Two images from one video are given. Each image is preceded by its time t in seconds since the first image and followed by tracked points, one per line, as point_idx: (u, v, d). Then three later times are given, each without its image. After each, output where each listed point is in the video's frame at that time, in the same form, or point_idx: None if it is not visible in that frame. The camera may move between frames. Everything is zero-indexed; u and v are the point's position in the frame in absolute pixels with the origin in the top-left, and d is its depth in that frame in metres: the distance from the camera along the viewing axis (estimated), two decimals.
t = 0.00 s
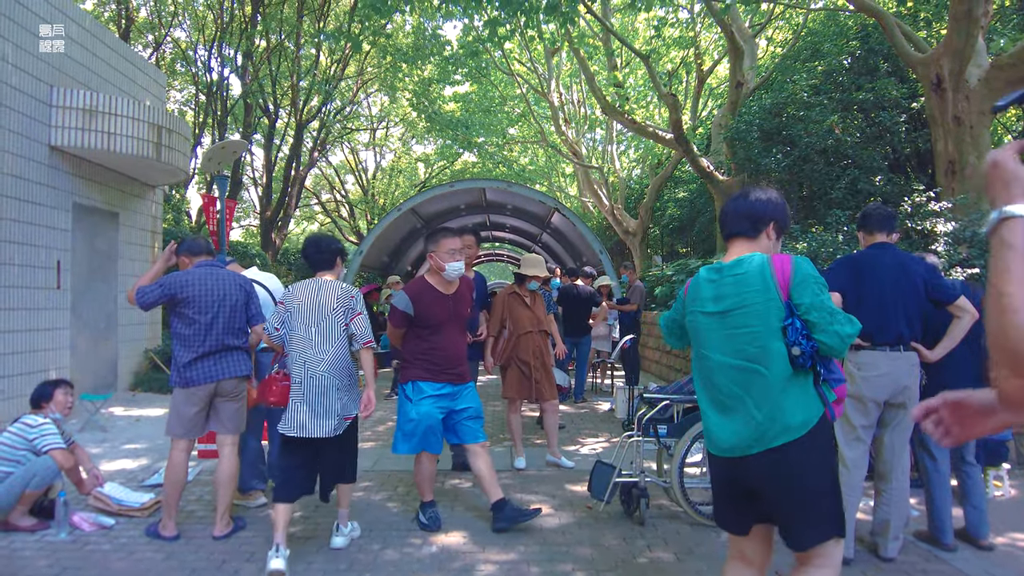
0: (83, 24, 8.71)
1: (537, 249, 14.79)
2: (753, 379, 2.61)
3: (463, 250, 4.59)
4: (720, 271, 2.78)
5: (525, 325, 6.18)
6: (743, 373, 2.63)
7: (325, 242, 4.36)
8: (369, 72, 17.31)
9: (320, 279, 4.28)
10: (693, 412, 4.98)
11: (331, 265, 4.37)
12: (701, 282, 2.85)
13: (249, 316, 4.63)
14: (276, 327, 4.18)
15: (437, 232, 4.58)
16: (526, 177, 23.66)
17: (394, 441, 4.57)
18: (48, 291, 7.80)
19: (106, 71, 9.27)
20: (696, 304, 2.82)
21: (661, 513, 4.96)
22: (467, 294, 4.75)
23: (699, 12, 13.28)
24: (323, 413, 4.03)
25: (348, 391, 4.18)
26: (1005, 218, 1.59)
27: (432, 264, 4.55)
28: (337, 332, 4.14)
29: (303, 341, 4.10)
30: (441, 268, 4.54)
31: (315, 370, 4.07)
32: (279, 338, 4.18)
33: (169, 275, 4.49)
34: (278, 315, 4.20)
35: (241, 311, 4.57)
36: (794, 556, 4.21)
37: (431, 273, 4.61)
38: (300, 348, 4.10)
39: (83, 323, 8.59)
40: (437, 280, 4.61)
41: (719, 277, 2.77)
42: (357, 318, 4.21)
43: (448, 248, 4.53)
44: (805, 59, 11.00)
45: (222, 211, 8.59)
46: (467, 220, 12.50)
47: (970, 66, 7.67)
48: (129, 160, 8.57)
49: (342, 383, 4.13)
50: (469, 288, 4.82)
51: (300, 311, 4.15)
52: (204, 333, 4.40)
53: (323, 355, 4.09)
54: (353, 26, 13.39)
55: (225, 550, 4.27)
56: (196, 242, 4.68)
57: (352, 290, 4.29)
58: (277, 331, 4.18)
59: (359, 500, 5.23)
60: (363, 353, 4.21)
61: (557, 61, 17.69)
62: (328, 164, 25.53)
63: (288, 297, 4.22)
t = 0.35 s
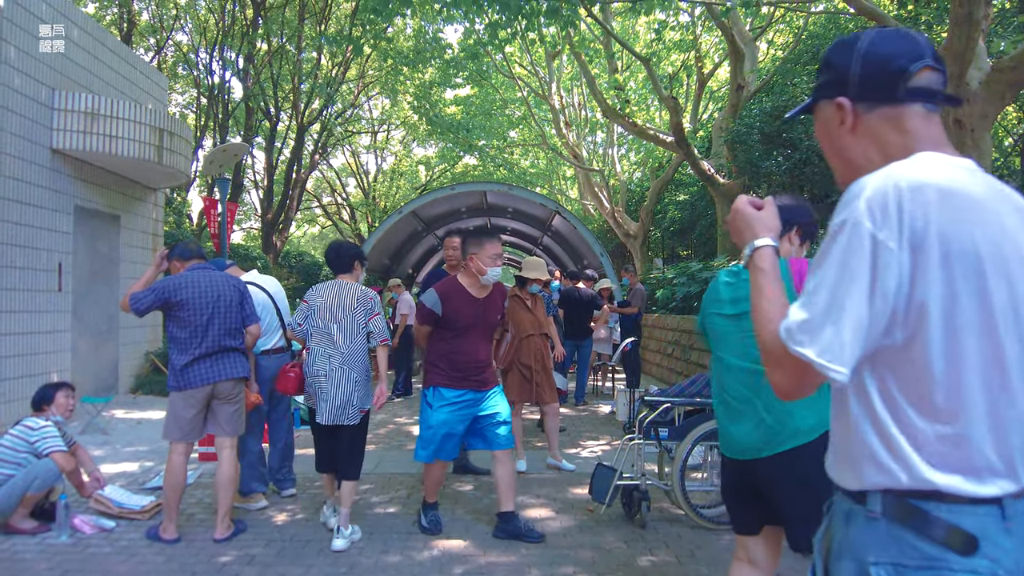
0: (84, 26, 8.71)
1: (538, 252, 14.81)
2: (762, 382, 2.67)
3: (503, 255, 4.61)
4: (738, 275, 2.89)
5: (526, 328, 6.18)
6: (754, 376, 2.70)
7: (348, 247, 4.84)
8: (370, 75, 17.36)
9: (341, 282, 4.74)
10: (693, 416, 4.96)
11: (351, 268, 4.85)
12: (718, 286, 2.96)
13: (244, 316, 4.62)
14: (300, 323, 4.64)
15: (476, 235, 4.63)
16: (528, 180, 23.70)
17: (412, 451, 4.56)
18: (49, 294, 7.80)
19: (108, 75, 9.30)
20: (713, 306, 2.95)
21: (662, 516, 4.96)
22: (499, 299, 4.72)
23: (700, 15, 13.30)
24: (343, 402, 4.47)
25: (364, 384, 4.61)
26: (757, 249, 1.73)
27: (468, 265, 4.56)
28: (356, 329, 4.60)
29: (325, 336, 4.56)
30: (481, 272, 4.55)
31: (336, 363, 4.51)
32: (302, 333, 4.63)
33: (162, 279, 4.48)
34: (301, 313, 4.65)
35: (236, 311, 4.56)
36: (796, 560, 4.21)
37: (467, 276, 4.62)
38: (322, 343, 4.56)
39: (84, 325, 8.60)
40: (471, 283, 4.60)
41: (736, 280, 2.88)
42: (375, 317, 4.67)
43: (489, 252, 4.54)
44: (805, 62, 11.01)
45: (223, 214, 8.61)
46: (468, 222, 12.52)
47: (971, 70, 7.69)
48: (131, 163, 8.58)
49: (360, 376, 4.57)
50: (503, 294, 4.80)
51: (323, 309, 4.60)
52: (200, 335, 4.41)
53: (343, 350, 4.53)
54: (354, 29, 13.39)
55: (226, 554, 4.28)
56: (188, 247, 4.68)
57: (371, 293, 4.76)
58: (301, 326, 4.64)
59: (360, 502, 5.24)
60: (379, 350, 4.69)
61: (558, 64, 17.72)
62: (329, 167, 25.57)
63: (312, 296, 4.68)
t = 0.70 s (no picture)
0: (86, 29, 8.74)
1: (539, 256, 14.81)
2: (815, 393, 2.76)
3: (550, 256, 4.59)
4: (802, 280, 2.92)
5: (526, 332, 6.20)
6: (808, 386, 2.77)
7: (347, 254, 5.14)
8: (371, 78, 17.40)
9: (340, 286, 5.08)
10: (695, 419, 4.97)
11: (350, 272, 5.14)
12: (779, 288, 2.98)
13: (239, 318, 4.64)
14: (306, 328, 5.02)
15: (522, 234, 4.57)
16: (529, 183, 23.73)
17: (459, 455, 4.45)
18: (50, 296, 7.81)
19: (110, 78, 9.32)
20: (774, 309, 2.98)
21: (664, 519, 4.96)
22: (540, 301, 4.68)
23: (701, 18, 13.34)
24: (352, 397, 4.90)
25: (372, 378, 5.00)
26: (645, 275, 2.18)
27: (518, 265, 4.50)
28: (358, 331, 4.97)
29: (330, 339, 4.94)
30: (532, 272, 4.50)
31: (341, 362, 4.90)
32: (309, 338, 5.01)
33: (157, 283, 4.48)
34: (307, 319, 5.03)
35: (232, 313, 4.58)
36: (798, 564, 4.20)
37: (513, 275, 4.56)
38: (328, 345, 4.94)
39: (85, 328, 8.60)
40: (518, 282, 4.56)
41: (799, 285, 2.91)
42: (374, 317, 5.03)
43: (540, 253, 4.49)
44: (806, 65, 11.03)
45: (224, 217, 8.62)
46: (469, 226, 12.54)
47: (971, 73, 7.72)
48: (134, 167, 8.60)
49: (366, 373, 4.96)
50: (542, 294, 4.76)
51: (325, 314, 4.97)
52: (196, 337, 4.42)
53: (348, 350, 4.92)
54: (355, 32, 13.41)
55: (228, 557, 4.28)
56: (183, 251, 4.68)
57: (368, 294, 5.09)
58: (308, 332, 5.02)
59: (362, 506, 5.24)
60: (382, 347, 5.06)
61: (559, 67, 17.77)
62: (330, 171, 25.59)
63: (315, 302, 5.04)
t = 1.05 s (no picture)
0: (88, 31, 8.76)
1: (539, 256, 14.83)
2: (876, 399, 2.66)
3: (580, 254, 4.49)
4: (870, 278, 2.81)
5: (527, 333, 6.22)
6: (868, 390, 2.69)
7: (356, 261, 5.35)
8: (373, 78, 17.43)
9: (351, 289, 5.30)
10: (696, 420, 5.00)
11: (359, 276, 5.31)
12: (850, 285, 2.89)
13: (240, 319, 4.66)
14: (319, 328, 5.20)
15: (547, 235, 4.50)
16: (530, 183, 23.74)
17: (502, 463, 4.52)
18: (52, 297, 7.83)
19: (112, 79, 9.34)
20: (841, 308, 2.88)
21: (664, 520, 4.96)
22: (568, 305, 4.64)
23: (702, 19, 13.35)
24: (364, 392, 5.10)
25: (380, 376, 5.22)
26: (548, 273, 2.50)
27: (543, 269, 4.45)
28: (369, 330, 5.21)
29: (342, 337, 5.15)
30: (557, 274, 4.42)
31: (354, 359, 5.10)
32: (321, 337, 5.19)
33: (158, 284, 4.49)
34: (319, 318, 5.21)
35: (233, 314, 4.60)
36: (798, 564, 4.21)
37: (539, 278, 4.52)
38: (339, 342, 5.13)
39: (86, 328, 8.60)
40: (545, 284, 4.49)
41: (866, 284, 2.80)
42: (382, 318, 5.29)
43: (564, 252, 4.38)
44: (807, 65, 11.03)
45: (225, 217, 8.64)
46: (470, 226, 12.56)
47: (972, 73, 7.73)
48: (136, 167, 8.62)
49: (376, 369, 5.18)
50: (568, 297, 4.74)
51: (338, 314, 5.17)
52: (197, 337, 4.43)
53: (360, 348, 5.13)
54: (355, 33, 13.42)
55: (230, 557, 4.29)
56: (184, 252, 4.69)
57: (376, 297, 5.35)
58: (319, 331, 5.20)
59: (362, 506, 5.25)
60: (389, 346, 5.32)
61: (560, 67, 17.79)
62: (332, 171, 25.63)
63: (326, 303, 5.24)
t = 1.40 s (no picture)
0: (88, 30, 8.74)
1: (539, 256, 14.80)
2: (927, 405, 2.65)
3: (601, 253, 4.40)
4: (919, 288, 2.81)
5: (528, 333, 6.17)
6: (920, 398, 2.67)
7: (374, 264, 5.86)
8: (373, 77, 17.41)
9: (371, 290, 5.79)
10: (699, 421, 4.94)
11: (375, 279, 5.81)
12: (901, 295, 2.91)
13: (239, 319, 4.64)
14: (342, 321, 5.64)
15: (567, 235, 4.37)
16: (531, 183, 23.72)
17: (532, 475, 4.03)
18: (52, 297, 7.81)
19: (112, 79, 9.32)
20: (894, 317, 2.90)
21: (667, 522, 4.93)
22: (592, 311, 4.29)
23: (703, 18, 13.32)
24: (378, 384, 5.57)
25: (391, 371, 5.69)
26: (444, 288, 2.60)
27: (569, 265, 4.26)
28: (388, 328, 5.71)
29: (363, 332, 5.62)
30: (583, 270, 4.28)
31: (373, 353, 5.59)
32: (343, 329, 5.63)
33: (157, 284, 4.44)
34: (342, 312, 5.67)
35: (233, 315, 4.58)
36: (802, 566, 4.17)
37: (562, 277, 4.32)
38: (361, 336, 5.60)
39: (86, 328, 8.58)
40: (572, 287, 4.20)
41: (915, 293, 2.81)
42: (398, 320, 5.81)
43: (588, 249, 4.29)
44: (809, 64, 10.97)
45: (226, 217, 8.60)
46: (471, 226, 12.54)
47: (975, 73, 7.71)
48: (136, 168, 8.59)
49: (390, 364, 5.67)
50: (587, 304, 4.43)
51: (362, 310, 5.66)
52: (197, 338, 4.40)
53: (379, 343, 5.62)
54: (356, 33, 13.40)
55: (229, 558, 4.26)
56: (182, 252, 4.66)
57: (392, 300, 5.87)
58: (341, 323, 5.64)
59: (362, 508, 5.21)
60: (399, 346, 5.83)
61: (560, 66, 17.76)
62: (332, 171, 25.61)
63: (349, 299, 5.69)
